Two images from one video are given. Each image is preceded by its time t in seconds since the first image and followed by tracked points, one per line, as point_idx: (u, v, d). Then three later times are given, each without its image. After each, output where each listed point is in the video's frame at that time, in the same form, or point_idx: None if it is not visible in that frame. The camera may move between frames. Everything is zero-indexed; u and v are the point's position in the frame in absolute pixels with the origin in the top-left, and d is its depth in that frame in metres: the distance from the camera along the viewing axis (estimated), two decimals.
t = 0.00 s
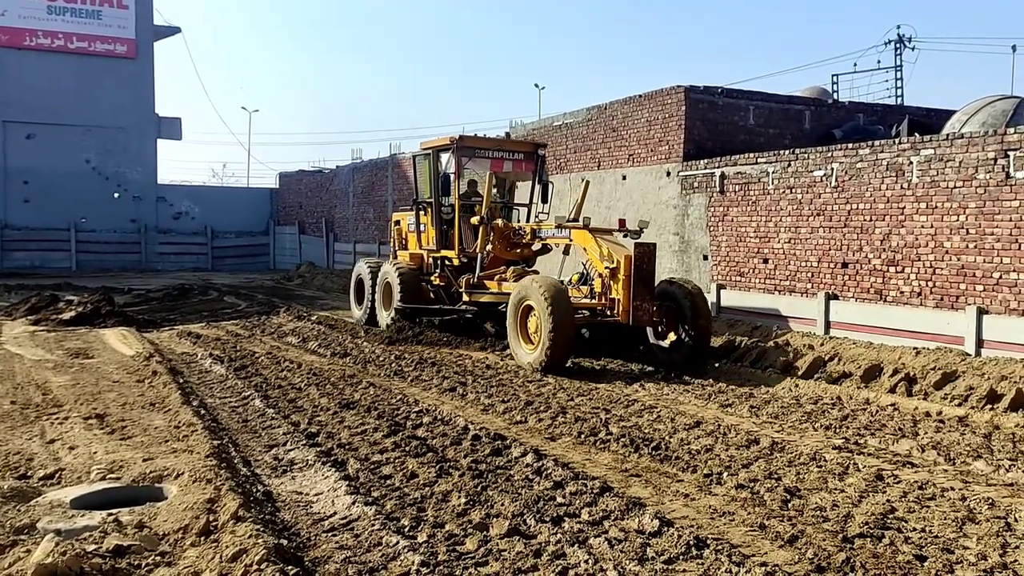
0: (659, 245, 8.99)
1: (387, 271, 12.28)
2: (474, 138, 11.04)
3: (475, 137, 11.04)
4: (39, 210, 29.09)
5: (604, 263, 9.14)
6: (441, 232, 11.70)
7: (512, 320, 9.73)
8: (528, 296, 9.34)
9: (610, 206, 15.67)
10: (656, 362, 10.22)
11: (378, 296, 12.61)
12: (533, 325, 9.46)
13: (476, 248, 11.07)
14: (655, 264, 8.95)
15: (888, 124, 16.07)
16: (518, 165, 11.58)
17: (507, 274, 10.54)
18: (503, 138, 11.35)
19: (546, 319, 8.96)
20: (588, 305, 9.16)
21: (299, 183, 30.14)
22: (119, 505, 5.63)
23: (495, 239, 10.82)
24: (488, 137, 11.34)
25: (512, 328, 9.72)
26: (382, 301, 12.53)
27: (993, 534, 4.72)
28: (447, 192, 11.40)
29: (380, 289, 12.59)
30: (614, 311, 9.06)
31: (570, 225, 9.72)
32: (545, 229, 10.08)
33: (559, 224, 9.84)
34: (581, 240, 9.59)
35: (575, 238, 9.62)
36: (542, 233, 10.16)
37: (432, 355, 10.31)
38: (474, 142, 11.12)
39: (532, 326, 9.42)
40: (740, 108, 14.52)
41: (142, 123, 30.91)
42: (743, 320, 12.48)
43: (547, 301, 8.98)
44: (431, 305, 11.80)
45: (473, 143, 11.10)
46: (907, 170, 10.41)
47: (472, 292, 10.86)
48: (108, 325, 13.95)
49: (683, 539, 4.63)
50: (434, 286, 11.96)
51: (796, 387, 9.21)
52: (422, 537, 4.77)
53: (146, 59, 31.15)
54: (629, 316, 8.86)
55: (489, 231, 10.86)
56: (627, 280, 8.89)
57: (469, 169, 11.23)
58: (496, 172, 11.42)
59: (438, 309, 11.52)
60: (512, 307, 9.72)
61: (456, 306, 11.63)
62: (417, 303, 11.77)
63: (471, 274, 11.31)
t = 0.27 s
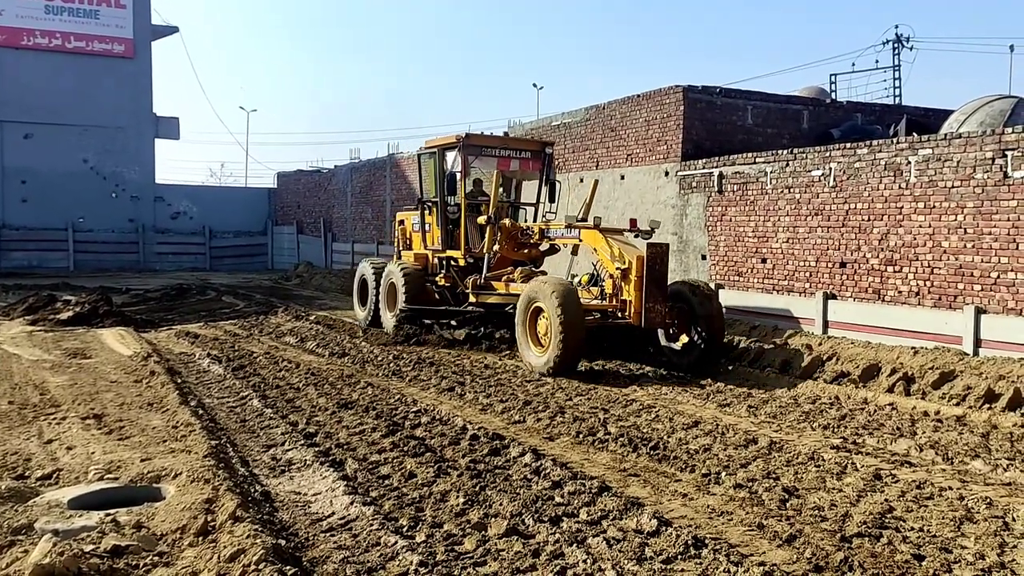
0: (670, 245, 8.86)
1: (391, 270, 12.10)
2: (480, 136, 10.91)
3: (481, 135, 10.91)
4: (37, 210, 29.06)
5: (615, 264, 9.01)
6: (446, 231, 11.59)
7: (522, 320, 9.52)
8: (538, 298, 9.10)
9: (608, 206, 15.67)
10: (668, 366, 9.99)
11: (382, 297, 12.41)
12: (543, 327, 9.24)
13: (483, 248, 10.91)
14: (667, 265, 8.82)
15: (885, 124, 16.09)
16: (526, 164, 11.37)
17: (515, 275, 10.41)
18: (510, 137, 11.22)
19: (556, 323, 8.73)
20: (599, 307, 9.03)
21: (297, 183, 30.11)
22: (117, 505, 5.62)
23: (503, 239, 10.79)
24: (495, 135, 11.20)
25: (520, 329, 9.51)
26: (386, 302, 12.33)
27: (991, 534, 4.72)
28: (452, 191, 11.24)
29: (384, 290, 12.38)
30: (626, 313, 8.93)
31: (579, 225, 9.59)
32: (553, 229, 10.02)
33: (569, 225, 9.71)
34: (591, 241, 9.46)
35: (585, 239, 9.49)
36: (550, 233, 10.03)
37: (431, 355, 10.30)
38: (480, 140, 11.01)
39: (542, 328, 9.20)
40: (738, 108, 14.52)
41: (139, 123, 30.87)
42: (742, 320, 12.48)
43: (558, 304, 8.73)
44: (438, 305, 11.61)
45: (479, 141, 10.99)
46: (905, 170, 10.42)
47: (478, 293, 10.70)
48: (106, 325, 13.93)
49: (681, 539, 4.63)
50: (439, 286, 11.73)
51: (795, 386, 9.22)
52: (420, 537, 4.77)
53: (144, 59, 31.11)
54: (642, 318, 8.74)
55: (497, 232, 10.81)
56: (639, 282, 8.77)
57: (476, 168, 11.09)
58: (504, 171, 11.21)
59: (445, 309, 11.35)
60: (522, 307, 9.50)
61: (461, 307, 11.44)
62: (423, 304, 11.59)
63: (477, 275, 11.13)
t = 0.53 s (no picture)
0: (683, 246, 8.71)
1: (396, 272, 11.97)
2: (487, 135, 10.76)
3: (488, 135, 10.76)
4: (35, 210, 29.03)
5: (626, 265, 8.85)
6: (452, 232, 11.50)
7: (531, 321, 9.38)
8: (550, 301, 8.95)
9: (607, 207, 15.67)
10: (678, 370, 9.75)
11: (386, 298, 12.31)
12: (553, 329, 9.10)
13: (489, 248, 10.80)
14: (680, 266, 8.67)
15: (884, 125, 16.10)
16: (533, 163, 11.26)
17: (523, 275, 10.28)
18: (516, 135, 11.07)
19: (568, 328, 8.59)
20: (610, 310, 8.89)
21: (296, 184, 30.09)
22: (115, 506, 5.61)
23: (509, 240, 10.55)
24: (501, 134, 11.06)
25: (530, 329, 9.38)
26: (391, 304, 12.20)
27: (989, 534, 4.72)
28: (458, 191, 11.11)
29: (389, 292, 12.25)
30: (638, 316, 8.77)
31: (589, 226, 9.43)
32: (561, 230, 9.81)
33: (579, 225, 9.57)
34: (601, 242, 9.31)
35: (596, 240, 9.33)
36: (559, 233, 9.87)
37: (429, 356, 10.30)
38: (486, 139, 10.86)
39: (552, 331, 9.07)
40: (737, 109, 14.52)
41: (138, 124, 30.84)
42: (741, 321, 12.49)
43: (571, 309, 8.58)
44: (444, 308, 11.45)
45: (485, 140, 10.83)
46: (903, 171, 10.42)
47: (485, 295, 10.65)
48: (104, 325, 13.91)
49: (679, 540, 4.63)
50: (444, 287, 11.62)
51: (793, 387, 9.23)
52: (419, 538, 4.77)
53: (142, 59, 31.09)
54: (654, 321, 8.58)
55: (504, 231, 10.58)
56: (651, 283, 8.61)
57: (482, 167, 10.94)
58: (510, 170, 11.10)
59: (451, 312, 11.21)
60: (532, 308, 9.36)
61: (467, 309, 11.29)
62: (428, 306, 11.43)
63: (484, 276, 11.07)
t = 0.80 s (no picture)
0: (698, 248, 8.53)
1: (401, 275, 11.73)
2: (495, 135, 10.66)
3: (496, 134, 10.65)
4: (34, 210, 29.02)
5: (638, 267, 8.67)
6: (458, 233, 11.35)
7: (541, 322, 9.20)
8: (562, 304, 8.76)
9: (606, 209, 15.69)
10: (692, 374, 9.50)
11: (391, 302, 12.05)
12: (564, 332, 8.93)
13: (497, 249, 10.66)
14: (694, 269, 8.49)
15: (883, 126, 16.12)
16: (541, 163, 11.19)
17: (531, 277, 10.12)
18: (523, 135, 10.98)
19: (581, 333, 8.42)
20: (622, 312, 8.70)
21: (295, 184, 30.07)
22: (113, 507, 5.61)
23: (517, 241, 10.40)
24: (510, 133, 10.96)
25: (539, 330, 9.21)
26: (396, 308, 11.96)
27: (988, 536, 4.72)
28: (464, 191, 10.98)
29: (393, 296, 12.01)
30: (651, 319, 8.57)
31: (600, 227, 9.24)
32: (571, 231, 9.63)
33: (589, 226, 9.38)
34: (613, 243, 9.12)
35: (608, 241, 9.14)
36: (568, 234, 9.69)
37: (428, 357, 10.29)
38: (494, 138, 10.75)
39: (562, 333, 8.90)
40: (736, 110, 14.53)
41: (137, 124, 30.83)
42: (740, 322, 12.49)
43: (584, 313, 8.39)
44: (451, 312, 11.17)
45: (493, 140, 10.73)
46: (902, 173, 10.43)
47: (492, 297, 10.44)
48: (103, 326, 13.90)
49: (678, 541, 4.63)
50: (450, 289, 11.49)
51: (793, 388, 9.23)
52: (418, 539, 4.76)
53: (142, 59, 31.09)
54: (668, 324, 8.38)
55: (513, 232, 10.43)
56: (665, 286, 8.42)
57: (489, 167, 10.84)
58: (518, 170, 11.02)
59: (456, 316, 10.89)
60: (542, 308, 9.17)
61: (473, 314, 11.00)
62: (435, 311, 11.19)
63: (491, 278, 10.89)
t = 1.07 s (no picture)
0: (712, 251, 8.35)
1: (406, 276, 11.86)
2: (500, 134, 10.60)
3: (502, 134, 10.60)
4: (32, 210, 28.99)
5: (650, 270, 8.50)
6: (463, 234, 11.28)
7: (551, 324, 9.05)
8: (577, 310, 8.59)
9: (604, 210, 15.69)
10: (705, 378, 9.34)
11: (395, 304, 12.20)
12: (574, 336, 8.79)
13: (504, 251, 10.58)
14: (708, 271, 8.31)
15: (880, 128, 16.15)
16: (548, 162, 11.02)
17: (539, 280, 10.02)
18: (530, 134, 10.91)
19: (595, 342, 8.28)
20: (634, 316, 8.53)
21: (292, 185, 30.06)
22: (110, 507, 5.60)
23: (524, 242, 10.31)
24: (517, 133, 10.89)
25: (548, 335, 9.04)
26: (400, 310, 12.10)
27: (985, 538, 4.73)
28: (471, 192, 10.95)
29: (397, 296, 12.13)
30: (665, 323, 8.40)
31: (610, 229, 9.09)
32: (580, 232, 9.47)
33: (599, 227, 9.21)
34: (624, 245, 8.94)
35: (618, 243, 8.97)
36: (577, 236, 9.53)
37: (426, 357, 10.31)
38: (500, 138, 10.71)
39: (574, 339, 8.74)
40: (734, 112, 14.54)
41: (135, 124, 30.80)
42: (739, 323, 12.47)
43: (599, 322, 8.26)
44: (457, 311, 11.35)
45: (498, 139, 10.67)
46: (899, 175, 10.45)
47: (500, 299, 10.35)
48: (100, 326, 13.88)
49: (675, 543, 4.63)
50: (455, 292, 11.53)
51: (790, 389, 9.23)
52: (415, 539, 4.76)
53: (140, 59, 31.06)
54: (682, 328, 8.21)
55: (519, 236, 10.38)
56: (678, 289, 8.24)
57: (495, 166, 10.81)
58: (524, 170, 10.89)
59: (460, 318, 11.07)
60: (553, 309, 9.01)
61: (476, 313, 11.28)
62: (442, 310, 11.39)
63: (498, 280, 10.85)
